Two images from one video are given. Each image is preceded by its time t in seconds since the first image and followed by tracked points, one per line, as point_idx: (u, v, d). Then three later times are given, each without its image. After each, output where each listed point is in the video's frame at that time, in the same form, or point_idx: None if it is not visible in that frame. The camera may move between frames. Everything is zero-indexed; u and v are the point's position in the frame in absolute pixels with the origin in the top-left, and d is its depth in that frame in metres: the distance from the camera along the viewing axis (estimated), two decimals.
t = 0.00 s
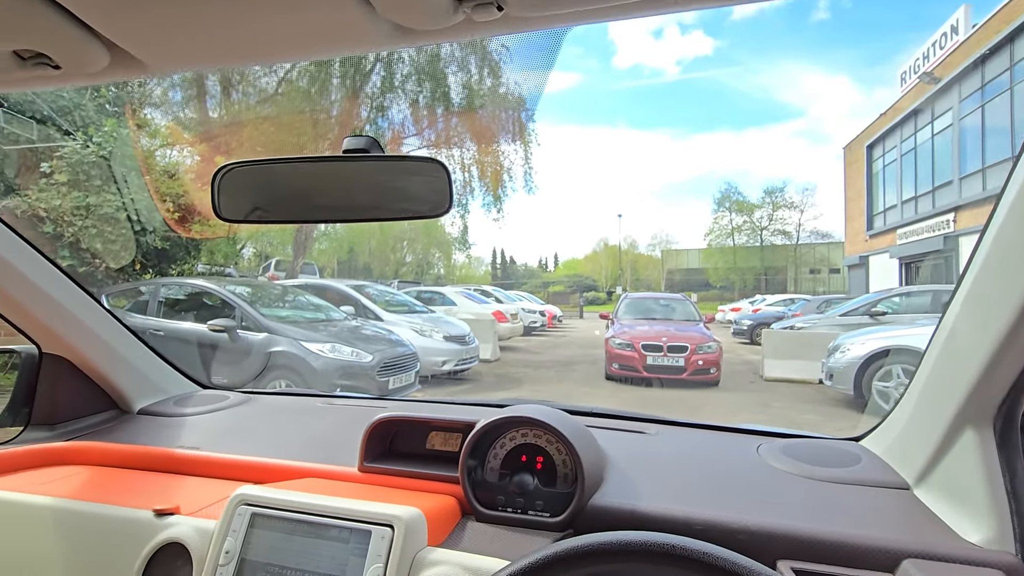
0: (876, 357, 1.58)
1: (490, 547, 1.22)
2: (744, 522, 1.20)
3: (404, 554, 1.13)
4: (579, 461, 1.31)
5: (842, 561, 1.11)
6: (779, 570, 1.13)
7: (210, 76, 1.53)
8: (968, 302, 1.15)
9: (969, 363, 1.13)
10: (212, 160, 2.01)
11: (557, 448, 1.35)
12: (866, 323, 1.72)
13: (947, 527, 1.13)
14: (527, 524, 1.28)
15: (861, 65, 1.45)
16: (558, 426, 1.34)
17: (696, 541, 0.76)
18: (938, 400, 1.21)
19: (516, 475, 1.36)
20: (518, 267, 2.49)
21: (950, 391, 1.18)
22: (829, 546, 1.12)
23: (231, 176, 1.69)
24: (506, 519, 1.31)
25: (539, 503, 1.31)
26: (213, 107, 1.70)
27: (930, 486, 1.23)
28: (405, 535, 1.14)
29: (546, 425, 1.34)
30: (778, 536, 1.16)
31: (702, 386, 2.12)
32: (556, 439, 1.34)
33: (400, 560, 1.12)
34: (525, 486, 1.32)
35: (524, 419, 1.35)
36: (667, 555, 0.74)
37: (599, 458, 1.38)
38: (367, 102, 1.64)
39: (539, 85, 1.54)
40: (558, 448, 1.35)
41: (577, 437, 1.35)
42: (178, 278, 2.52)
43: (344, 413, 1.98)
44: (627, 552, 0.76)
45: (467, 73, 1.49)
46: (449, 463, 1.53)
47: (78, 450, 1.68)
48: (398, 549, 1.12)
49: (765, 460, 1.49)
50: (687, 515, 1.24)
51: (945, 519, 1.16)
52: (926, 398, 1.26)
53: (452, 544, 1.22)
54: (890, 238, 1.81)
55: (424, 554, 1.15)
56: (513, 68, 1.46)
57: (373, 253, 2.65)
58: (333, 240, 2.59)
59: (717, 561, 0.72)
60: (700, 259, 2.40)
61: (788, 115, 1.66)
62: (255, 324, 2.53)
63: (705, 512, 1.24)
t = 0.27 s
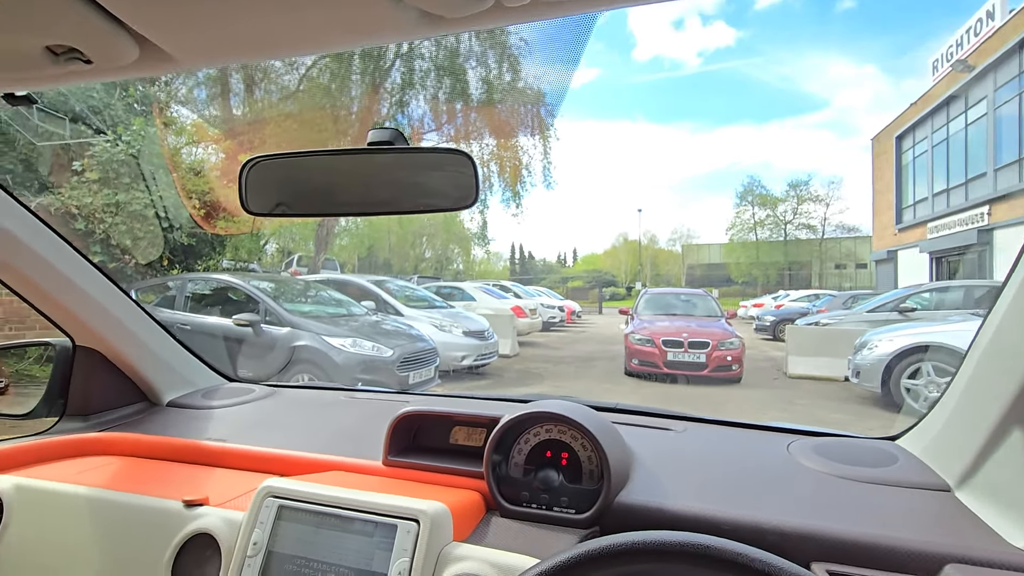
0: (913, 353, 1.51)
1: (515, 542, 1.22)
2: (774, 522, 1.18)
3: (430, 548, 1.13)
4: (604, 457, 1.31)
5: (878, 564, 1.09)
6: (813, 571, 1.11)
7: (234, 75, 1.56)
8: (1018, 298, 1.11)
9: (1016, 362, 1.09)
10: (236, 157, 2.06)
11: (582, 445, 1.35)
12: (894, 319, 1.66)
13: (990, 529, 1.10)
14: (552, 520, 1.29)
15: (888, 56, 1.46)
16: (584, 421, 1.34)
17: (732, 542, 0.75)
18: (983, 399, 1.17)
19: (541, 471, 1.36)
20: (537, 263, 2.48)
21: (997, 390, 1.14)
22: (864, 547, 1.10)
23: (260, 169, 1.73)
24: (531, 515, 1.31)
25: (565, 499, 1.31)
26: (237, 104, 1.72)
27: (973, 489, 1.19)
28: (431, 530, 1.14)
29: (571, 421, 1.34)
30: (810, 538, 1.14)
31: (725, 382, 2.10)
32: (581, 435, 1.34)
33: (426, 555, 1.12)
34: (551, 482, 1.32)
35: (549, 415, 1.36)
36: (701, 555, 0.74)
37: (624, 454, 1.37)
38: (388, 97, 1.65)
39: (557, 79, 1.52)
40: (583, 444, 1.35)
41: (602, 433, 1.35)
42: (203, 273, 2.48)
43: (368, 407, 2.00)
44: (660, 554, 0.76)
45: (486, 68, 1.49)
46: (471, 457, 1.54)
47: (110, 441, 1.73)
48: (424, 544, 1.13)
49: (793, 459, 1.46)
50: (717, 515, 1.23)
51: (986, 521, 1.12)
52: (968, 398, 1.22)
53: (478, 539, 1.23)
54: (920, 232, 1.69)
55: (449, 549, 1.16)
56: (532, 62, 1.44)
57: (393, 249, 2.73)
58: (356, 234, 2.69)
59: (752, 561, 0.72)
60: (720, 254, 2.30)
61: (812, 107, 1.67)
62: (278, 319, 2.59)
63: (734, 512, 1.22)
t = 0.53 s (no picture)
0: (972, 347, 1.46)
1: (552, 535, 1.23)
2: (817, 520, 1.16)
3: (467, 539, 1.14)
4: (642, 450, 1.30)
5: (929, 566, 1.06)
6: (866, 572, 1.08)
7: (263, 70, 1.57)
8: None
9: None
10: (265, 152, 2.10)
11: (619, 437, 1.34)
12: (933, 312, 1.62)
13: None
14: (590, 512, 1.28)
15: (932, 36, 1.44)
16: (621, 413, 1.33)
17: (788, 542, 0.75)
18: None
19: (578, 463, 1.36)
20: (561, 255, 2.47)
21: None
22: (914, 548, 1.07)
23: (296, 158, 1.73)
24: (568, 507, 1.30)
25: (602, 491, 1.30)
26: (266, 100, 1.75)
27: None
28: (468, 522, 1.15)
29: (608, 413, 1.33)
30: (858, 537, 1.12)
31: (756, 377, 2.06)
32: (619, 427, 1.33)
33: (464, 546, 1.13)
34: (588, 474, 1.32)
35: (587, 407, 1.35)
36: (757, 554, 0.74)
37: (662, 448, 1.36)
38: (413, 90, 1.65)
39: (582, 69, 1.50)
40: (620, 437, 1.34)
41: (641, 425, 1.34)
42: (236, 265, 2.61)
43: (397, 397, 2.02)
44: (713, 552, 0.76)
45: (511, 59, 1.47)
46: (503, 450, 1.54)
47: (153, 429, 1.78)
48: (461, 535, 1.14)
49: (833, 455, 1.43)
50: (760, 511, 1.21)
51: None
52: None
53: (515, 531, 1.23)
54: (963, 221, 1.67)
55: (487, 541, 1.16)
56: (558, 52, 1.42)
57: (419, 242, 2.72)
58: (381, 228, 2.72)
59: (808, 560, 0.71)
60: (749, 246, 2.27)
61: (847, 92, 1.64)
62: (308, 311, 2.65)
63: (778, 509, 1.20)
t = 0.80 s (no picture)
0: None
1: (601, 525, 1.22)
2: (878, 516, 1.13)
3: (517, 528, 1.15)
4: (693, 441, 1.28)
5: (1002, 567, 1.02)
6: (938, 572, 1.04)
7: (296, 65, 1.59)
8: None
9: None
10: (300, 145, 2.17)
11: (668, 428, 1.33)
12: (984, 304, 1.58)
13: None
14: (640, 503, 1.27)
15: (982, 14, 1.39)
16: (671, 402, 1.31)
17: (877, 542, 0.73)
18: None
19: (626, 453, 1.35)
20: (591, 246, 2.44)
21: None
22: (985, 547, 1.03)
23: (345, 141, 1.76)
24: (616, 497, 1.29)
25: (652, 482, 1.29)
26: (299, 95, 1.78)
27: None
28: (518, 510, 1.15)
29: (657, 403, 1.32)
30: (925, 535, 1.08)
31: (796, 369, 2.01)
32: (668, 418, 1.32)
33: (513, 534, 1.14)
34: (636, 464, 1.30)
35: (635, 397, 1.34)
36: (842, 552, 0.72)
37: (713, 439, 1.34)
38: (443, 81, 1.64)
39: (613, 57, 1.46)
40: (669, 427, 1.33)
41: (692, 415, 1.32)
42: (269, 256, 2.56)
43: (435, 386, 2.04)
44: (791, 548, 0.75)
45: (541, 47, 1.45)
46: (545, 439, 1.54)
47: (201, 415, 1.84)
48: (511, 523, 1.14)
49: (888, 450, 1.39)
50: (818, 506, 1.18)
51: None
52: None
53: (563, 520, 1.23)
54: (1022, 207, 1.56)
55: (537, 530, 1.16)
56: (589, 39, 1.39)
57: (448, 232, 2.79)
58: (411, 219, 2.77)
59: (896, 561, 0.69)
60: (785, 236, 2.15)
61: (892, 75, 1.59)
62: (342, 300, 2.64)
63: (838, 504, 1.17)
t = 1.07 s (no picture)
0: None
1: (659, 517, 1.20)
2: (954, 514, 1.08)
3: (574, 517, 1.15)
4: (755, 432, 1.25)
5: None
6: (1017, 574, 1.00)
7: (333, 59, 1.61)
8: None
9: None
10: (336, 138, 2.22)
11: (727, 418, 1.29)
12: None
13: None
14: (699, 496, 1.24)
15: None
16: (730, 392, 1.28)
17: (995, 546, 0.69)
18: None
19: (683, 444, 1.32)
20: (624, 237, 2.45)
21: None
22: None
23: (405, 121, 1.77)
24: (673, 489, 1.27)
25: (711, 474, 1.26)
26: (335, 89, 1.80)
27: None
28: (576, 500, 1.15)
29: (716, 393, 1.29)
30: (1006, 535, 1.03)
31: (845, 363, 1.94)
32: (727, 408, 1.29)
33: (570, 523, 1.14)
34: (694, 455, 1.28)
35: (693, 386, 1.31)
36: (955, 555, 0.68)
37: (776, 431, 1.30)
38: (476, 72, 1.63)
39: (649, 42, 1.43)
40: (728, 418, 1.29)
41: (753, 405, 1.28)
42: (309, 248, 2.50)
43: (476, 375, 2.06)
44: (896, 549, 0.72)
45: (575, 35, 1.42)
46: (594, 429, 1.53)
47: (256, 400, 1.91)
48: (569, 513, 1.14)
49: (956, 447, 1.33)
50: (897, 503, 1.14)
51: None
52: None
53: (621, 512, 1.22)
54: None
55: (594, 520, 1.16)
56: (624, 24, 1.37)
57: (482, 222, 2.83)
58: (445, 210, 2.87)
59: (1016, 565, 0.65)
60: (829, 223, 2.08)
61: (945, 53, 1.60)
62: (379, 291, 2.60)
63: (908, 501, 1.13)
